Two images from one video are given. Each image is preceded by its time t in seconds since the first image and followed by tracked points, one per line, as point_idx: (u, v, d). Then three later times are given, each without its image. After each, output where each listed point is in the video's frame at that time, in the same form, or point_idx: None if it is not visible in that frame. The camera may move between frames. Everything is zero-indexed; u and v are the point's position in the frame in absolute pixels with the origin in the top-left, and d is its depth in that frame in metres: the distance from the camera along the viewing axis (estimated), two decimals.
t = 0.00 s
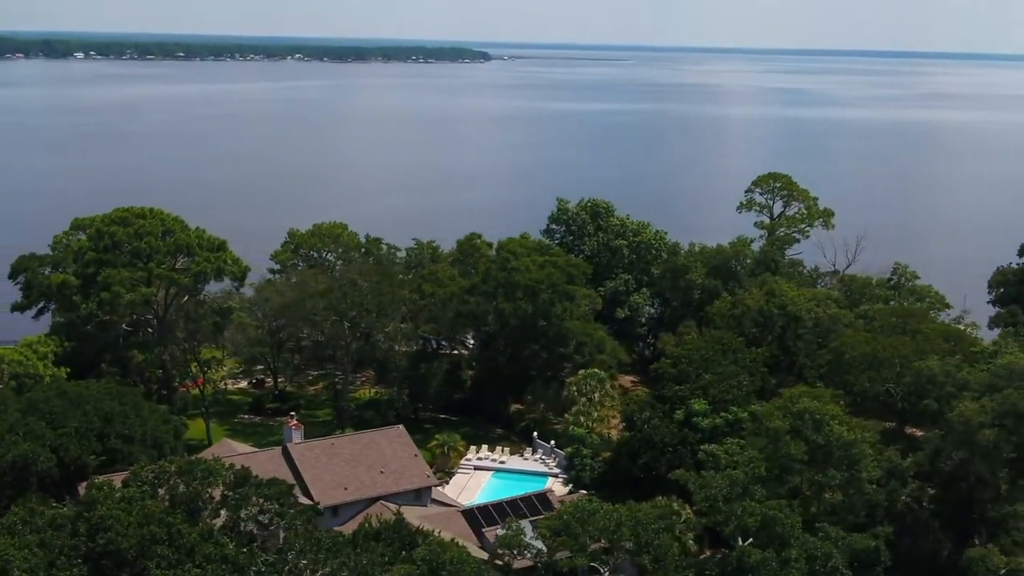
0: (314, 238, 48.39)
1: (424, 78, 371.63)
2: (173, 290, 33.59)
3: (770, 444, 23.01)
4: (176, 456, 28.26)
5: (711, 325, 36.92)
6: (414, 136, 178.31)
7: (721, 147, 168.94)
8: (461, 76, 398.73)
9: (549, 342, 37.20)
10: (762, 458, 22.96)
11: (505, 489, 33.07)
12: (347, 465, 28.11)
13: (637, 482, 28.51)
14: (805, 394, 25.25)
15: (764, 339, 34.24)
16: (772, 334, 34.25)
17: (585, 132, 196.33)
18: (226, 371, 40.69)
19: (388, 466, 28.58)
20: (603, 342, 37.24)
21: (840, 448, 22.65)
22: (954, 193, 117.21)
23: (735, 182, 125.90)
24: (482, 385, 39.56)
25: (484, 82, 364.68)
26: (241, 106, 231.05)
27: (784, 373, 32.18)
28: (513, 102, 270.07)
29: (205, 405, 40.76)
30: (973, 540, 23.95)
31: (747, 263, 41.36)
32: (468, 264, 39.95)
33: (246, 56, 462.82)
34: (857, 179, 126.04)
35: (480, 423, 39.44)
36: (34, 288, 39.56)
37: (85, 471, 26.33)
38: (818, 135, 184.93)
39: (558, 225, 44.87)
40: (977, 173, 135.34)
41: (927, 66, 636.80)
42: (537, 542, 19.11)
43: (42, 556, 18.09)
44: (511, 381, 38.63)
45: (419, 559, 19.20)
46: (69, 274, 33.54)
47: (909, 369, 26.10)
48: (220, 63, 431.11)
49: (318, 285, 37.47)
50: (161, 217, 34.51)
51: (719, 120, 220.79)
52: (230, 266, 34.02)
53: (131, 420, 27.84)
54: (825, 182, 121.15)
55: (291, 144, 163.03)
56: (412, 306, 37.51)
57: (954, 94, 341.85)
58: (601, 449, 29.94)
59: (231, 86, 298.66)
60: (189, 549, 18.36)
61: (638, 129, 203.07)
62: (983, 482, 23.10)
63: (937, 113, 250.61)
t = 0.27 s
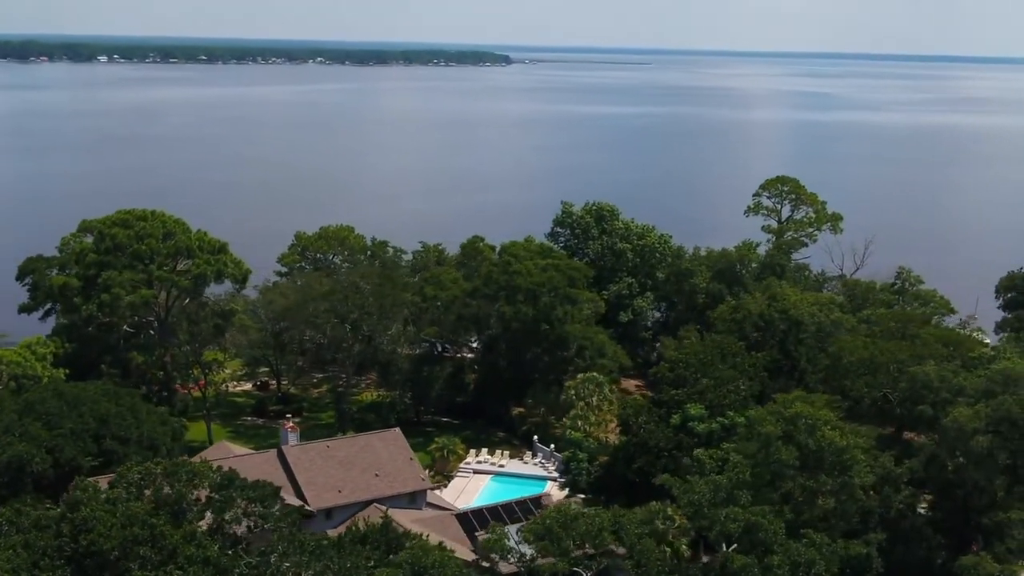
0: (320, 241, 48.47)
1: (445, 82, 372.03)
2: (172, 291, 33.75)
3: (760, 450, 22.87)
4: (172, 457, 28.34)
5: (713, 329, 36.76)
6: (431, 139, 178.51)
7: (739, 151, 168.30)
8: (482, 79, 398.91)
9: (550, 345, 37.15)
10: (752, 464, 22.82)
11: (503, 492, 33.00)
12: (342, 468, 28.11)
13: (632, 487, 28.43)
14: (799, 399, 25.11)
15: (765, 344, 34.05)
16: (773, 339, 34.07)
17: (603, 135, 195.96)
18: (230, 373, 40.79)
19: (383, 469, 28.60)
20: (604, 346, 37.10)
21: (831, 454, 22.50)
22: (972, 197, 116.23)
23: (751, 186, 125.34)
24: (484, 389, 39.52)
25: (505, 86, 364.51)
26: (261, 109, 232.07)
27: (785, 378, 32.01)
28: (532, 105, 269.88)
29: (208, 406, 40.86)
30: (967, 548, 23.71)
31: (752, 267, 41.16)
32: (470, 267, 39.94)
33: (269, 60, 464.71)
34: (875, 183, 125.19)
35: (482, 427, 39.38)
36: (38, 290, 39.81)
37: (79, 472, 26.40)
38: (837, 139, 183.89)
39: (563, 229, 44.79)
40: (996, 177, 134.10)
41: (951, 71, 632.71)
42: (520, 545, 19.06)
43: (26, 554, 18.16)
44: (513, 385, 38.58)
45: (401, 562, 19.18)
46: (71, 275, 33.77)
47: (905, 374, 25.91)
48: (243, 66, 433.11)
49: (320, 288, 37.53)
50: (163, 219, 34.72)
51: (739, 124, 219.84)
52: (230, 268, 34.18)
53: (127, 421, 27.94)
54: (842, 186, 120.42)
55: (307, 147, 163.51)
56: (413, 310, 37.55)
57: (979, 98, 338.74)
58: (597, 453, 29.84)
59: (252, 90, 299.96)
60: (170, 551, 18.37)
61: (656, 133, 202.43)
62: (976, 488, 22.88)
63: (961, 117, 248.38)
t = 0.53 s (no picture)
0: (327, 243, 48.53)
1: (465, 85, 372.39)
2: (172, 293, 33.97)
3: (753, 455, 22.65)
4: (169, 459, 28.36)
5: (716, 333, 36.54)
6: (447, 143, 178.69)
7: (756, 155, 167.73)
8: (502, 83, 399.21)
9: (553, 349, 37.02)
10: (744, 469, 22.66)
11: (503, 496, 32.87)
12: (339, 471, 28.02)
13: (629, 492, 28.30)
14: (794, 405, 24.96)
15: (767, 348, 33.85)
16: (775, 344, 33.89)
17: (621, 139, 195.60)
18: (234, 376, 40.85)
19: (379, 472, 28.55)
20: (607, 350, 36.96)
21: (824, 460, 22.33)
22: (991, 201, 115.28)
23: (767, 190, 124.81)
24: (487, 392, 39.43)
25: (525, 89, 364.43)
26: (279, 112, 233.09)
27: (785, 382, 31.78)
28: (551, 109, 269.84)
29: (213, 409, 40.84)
30: (965, 554, 23.45)
31: (757, 271, 40.94)
32: (473, 270, 39.92)
33: (291, 63, 466.38)
34: (891, 187, 124.40)
35: (485, 430, 39.29)
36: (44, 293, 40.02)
37: (74, 472, 26.41)
38: (857, 143, 182.84)
39: (568, 232, 44.70)
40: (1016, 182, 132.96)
41: (974, 75, 628.74)
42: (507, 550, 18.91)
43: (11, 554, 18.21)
44: (516, 388, 38.48)
45: (387, 566, 19.10)
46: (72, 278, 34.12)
47: (903, 380, 25.70)
48: (265, 70, 434.78)
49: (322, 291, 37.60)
50: (163, 221, 35.04)
51: (757, 128, 219.02)
52: (230, 271, 34.40)
53: (123, 423, 28.00)
54: (857, 190, 119.75)
55: (323, 150, 164.01)
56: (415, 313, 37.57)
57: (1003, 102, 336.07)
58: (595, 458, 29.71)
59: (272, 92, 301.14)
60: (154, 552, 18.34)
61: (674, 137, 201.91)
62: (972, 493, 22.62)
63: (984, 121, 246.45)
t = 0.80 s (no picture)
0: (335, 246, 48.63)
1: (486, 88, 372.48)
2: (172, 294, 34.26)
3: (746, 460, 22.52)
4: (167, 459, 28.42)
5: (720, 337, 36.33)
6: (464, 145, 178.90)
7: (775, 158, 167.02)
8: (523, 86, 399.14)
9: (556, 352, 36.93)
10: (737, 475, 22.58)
11: (504, 500, 32.82)
12: (336, 474, 28.06)
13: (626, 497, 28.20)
14: (790, 410, 24.82)
15: (770, 353, 33.67)
16: (778, 348, 33.70)
17: (638, 142, 195.14)
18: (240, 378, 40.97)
19: (377, 475, 28.56)
20: (610, 353, 36.81)
21: (819, 465, 22.15)
22: (1010, 205, 114.23)
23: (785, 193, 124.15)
24: (491, 396, 39.36)
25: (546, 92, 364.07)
26: (299, 115, 233.88)
27: (787, 387, 31.58)
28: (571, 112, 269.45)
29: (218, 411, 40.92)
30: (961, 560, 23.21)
31: (763, 275, 40.70)
32: (477, 274, 39.93)
33: (313, 66, 467.89)
34: (909, 191, 123.47)
35: (489, 434, 39.24)
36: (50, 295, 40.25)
37: (72, 473, 26.47)
38: (877, 147, 181.69)
39: (574, 236, 44.59)
40: None
41: (999, 79, 623.92)
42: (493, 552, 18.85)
43: None
44: (519, 392, 38.39)
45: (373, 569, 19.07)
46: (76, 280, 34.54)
47: (901, 386, 25.49)
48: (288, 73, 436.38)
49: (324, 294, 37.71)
50: (164, 224, 35.47)
51: (778, 131, 217.92)
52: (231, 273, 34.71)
53: (122, 424, 28.10)
54: (875, 193, 118.94)
55: (340, 153, 164.43)
56: (418, 316, 37.63)
57: None
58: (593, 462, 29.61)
59: (294, 95, 302.18)
60: (139, 553, 18.34)
61: (693, 140, 201.19)
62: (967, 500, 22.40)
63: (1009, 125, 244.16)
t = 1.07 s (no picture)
0: (343, 249, 48.70)
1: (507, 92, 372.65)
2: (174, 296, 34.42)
3: (740, 466, 22.32)
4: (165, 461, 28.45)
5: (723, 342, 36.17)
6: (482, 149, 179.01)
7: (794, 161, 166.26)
8: (544, 90, 399.11)
9: (560, 356, 36.83)
10: (729, 480, 22.34)
11: (505, 504, 32.73)
12: (333, 477, 28.05)
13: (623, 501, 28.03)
14: (786, 416, 24.66)
15: (772, 357, 33.48)
16: (781, 353, 33.52)
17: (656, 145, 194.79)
18: (245, 381, 41.04)
19: (373, 478, 28.54)
20: (614, 357, 36.65)
21: (812, 472, 21.94)
22: None
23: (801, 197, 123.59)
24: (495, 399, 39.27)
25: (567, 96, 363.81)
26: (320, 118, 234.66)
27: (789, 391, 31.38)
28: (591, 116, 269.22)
29: (224, 414, 40.99)
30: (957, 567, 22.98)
31: (769, 279, 40.49)
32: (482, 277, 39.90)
33: (335, 70, 469.40)
34: (926, 195, 122.64)
35: (492, 438, 39.16)
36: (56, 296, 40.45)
37: (70, 474, 26.48)
38: (898, 151, 180.57)
39: (581, 240, 44.50)
40: None
41: None
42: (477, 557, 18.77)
43: None
44: (523, 395, 38.30)
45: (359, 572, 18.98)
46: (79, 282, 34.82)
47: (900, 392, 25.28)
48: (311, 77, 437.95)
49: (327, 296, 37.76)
50: (166, 227, 35.74)
51: (798, 135, 217.01)
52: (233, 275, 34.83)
53: (120, 425, 28.15)
54: (892, 198, 118.16)
55: (358, 156, 164.82)
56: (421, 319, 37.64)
57: None
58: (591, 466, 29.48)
59: (316, 99, 303.19)
60: (123, 556, 18.28)
61: (712, 144, 200.57)
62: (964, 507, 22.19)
63: None
